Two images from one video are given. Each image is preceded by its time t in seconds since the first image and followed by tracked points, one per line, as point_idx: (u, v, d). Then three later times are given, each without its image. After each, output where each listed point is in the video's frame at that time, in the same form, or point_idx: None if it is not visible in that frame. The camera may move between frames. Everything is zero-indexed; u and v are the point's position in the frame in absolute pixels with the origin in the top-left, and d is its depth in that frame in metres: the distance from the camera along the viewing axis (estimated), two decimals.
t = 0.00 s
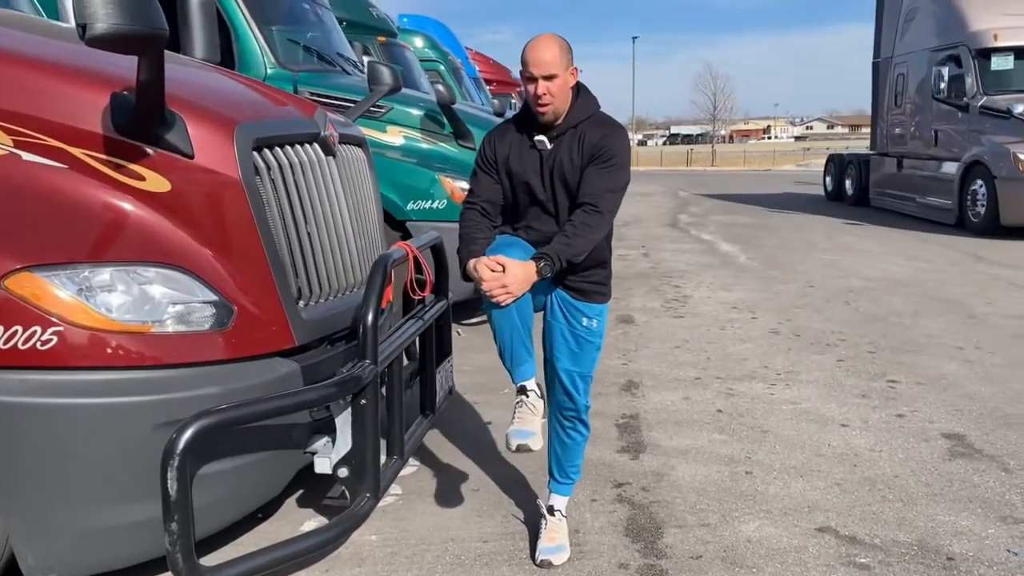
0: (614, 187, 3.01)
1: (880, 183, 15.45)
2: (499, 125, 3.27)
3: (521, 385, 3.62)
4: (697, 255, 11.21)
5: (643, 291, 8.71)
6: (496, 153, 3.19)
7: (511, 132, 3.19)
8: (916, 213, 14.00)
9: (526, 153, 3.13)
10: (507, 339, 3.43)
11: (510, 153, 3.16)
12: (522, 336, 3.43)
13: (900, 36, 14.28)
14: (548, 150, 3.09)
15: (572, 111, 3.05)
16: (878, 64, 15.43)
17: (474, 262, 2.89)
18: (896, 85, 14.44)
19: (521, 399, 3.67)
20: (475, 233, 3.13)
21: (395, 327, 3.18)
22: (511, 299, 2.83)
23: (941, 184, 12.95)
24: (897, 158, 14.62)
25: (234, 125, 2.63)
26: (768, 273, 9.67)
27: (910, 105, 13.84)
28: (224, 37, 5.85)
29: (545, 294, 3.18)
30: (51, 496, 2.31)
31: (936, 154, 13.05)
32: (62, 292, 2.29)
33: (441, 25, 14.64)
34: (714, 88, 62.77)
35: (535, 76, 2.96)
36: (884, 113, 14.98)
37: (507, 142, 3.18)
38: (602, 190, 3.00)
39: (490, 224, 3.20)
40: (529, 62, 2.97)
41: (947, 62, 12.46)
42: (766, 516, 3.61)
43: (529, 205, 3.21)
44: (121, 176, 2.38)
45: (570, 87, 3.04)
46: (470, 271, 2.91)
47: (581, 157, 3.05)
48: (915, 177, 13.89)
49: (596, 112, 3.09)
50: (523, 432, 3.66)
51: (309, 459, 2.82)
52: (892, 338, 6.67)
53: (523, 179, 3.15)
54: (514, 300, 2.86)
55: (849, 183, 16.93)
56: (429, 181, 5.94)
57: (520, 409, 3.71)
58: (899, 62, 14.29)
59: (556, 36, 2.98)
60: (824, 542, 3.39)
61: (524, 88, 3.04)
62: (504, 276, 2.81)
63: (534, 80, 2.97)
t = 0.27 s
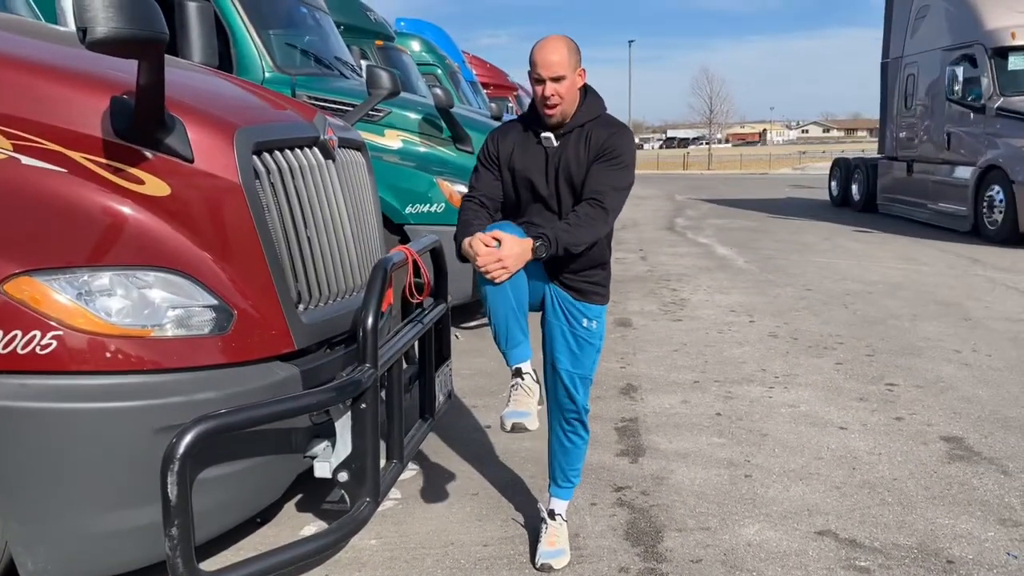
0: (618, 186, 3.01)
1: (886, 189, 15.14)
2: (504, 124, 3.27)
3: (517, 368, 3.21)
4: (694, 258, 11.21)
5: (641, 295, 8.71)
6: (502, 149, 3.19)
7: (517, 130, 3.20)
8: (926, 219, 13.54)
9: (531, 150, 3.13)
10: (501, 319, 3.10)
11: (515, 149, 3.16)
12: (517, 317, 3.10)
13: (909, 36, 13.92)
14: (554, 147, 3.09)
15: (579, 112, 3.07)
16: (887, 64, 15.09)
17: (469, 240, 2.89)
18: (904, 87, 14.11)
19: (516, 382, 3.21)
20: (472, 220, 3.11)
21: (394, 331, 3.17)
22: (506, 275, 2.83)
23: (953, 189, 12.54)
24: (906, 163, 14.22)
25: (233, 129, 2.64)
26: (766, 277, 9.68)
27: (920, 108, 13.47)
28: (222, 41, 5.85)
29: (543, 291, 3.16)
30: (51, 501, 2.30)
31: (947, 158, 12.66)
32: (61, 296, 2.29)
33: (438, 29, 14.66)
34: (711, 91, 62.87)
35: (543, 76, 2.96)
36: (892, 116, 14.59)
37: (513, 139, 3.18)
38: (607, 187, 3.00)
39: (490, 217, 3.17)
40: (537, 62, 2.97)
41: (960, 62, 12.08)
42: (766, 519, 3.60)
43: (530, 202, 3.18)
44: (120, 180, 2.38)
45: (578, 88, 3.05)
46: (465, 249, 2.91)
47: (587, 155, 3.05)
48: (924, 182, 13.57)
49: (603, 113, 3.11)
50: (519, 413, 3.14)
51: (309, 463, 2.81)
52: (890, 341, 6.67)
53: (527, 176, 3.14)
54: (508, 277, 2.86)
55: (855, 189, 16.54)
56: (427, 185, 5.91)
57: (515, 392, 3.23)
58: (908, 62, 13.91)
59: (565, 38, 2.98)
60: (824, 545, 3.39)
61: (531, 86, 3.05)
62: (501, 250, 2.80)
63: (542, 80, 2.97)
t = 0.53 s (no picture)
0: (616, 188, 3.01)
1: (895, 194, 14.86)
2: (504, 126, 3.28)
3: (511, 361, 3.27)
4: (692, 261, 11.22)
5: (639, 298, 8.72)
6: (501, 150, 3.20)
7: (517, 133, 3.21)
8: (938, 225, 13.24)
9: (530, 152, 3.14)
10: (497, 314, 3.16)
11: (515, 151, 3.17)
12: (511, 310, 3.15)
13: (920, 35, 13.68)
14: (553, 149, 3.09)
15: (578, 116, 3.08)
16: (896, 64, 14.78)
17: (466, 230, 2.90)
18: (915, 88, 13.78)
19: (510, 374, 3.30)
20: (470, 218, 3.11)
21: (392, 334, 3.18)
22: (501, 266, 2.84)
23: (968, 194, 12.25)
24: (916, 167, 13.93)
25: (232, 132, 2.64)
26: (763, 279, 9.70)
27: (932, 109, 13.22)
28: (219, 45, 5.85)
29: (540, 290, 3.15)
30: (48, 506, 2.30)
31: (961, 161, 12.40)
32: (60, 300, 2.29)
33: (435, 32, 14.68)
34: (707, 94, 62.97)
35: (542, 79, 2.97)
36: (903, 118, 14.33)
37: (513, 140, 3.19)
38: (604, 189, 3.00)
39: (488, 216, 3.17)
40: (536, 66, 2.98)
41: (974, 62, 11.84)
42: (765, 521, 3.61)
43: (528, 204, 3.18)
44: (119, 183, 2.37)
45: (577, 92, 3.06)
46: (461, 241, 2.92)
47: (586, 157, 3.05)
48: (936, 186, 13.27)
49: (603, 117, 3.11)
50: (511, 405, 3.28)
51: (307, 467, 2.81)
52: (887, 343, 6.69)
53: (525, 176, 3.14)
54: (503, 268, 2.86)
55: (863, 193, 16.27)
56: (425, 188, 5.92)
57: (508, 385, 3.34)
58: (919, 62, 13.66)
59: (565, 43, 2.99)
60: (822, 547, 3.40)
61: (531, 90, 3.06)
62: (495, 241, 2.82)
63: (541, 83, 2.98)
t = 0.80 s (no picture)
0: (610, 192, 3.01)
1: (902, 198, 14.52)
2: (500, 129, 3.29)
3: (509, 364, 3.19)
4: (688, 264, 11.23)
5: (635, 300, 8.73)
6: (497, 154, 3.21)
7: (513, 136, 3.22)
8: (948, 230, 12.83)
9: (526, 156, 3.14)
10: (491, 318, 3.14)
11: (511, 154, 3.17)
12: (509, 314, 3.14)
13: (929, 34, 13.23)
14: (549, 153, 3.10)
15: (574, 119, 3.08)
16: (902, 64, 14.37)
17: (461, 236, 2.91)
18: (923, 88, 13.39)
19: (507, 379, 3.22)
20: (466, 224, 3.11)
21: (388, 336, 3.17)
22: (497, 272, 2.82)
23: (980, 198, 11.82)
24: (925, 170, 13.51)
25: (228, 135, 2.64)
26: (759, 282, 9.72)
27: (941, 111, 12.73)
28: (216, 48, 5.86)
29: (536, 293, 3.15)
30: (44, 509, 2.29)
31: (973, 165, 11.94)
32: (56, 302, 2.29)
33: (431, 35, 14.69)
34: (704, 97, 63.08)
35: (537, 83, 2.97)
36: (910, 121, 13.85)
37: (509, 144, 3.20)
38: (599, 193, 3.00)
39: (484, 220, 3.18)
40: (532, 70, 2.98)
41: (987, 61, 11.35)
42: (760, 524, 3.61)
43: (524, 208, 3.19)
44: (115, 186, 2.37)
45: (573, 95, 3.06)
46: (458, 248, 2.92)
47: (581, 161, 3.06)
48: (947, 191, 12.84)
49: (599, 120, 3.11)
50: (509, 410, 3.19)
51: (304, 470, 2.81)
52: (883, 345, 6.69)
53: (521, 180, 3.15)
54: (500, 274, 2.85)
55: (870, 197, 15.88)
56: (421, 191, 5.93)
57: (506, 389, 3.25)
58: (927, 62, 13.22)
59: (561, 46, 2.99)
60: (818, 549, 3.40)
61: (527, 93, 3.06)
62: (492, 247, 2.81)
63: (536, 87, 2.98)
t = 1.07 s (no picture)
0: (616, 201, 3.05)
1: (909, 202, 14.04)
2: (496, 133, 3.28)
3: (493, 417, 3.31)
4: (685, 266, 11.24)
5: (632, 302, 8.74)
6: (494, 160, 3.20)
7: (508, 140, 3.21)
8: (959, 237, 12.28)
9: (524, 162, 3.15)
10: (474, 356, 3.23)
11: (508, 160, 3.17)
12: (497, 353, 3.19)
13: (937, 32, 12.76)
14: (547, 160, 3.11)
15: (572, 123, 3.09)
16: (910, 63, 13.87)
17: (454, 270, 2.96)
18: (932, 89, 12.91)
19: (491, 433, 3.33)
20: (462, 240, 3.12)
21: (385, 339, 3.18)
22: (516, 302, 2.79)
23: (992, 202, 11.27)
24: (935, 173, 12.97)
25: (225, 138, 2.65)
26: (756, 283, 9.73)
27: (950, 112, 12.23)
28: (213, 50, 5.86)
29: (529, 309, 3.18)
30: (40, 511, 2.29)
31: (985, 168, 11.41)
32: (52, 305, 2.29)
33: (428, 37, 14.71)
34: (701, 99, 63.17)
35: (534, 87, 2.98)
36: (918, 122, 13.33)
37: (505, 150, 3.19)
38: (605, 204, 3.04)
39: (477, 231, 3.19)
40: (528, 74, 2.99)
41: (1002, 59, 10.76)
42: (757, 525, 3.62)
43: (523, 214, 3.20)
44: (112, 189, 2.38)
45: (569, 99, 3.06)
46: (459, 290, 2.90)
47: (581, 168, 3.08)
48: (956, 196, 12.28)
49: (595, 124, 3.13)
50: (487, 468, 3.30)
51: (301, 472, 2.81)
52: (880, 347, 6.71)
53: (519, 187, 3.16)
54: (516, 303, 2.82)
55: (878, 201, 15.36)
56: (418, 193, 5.94)
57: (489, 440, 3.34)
58: (936, 61, 12.73)
59: (557, 49, 3.00)
60: (815, 551, 3.40)
61: (523, 97, 3.06)
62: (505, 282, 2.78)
63: (533, 91, 2.99)
